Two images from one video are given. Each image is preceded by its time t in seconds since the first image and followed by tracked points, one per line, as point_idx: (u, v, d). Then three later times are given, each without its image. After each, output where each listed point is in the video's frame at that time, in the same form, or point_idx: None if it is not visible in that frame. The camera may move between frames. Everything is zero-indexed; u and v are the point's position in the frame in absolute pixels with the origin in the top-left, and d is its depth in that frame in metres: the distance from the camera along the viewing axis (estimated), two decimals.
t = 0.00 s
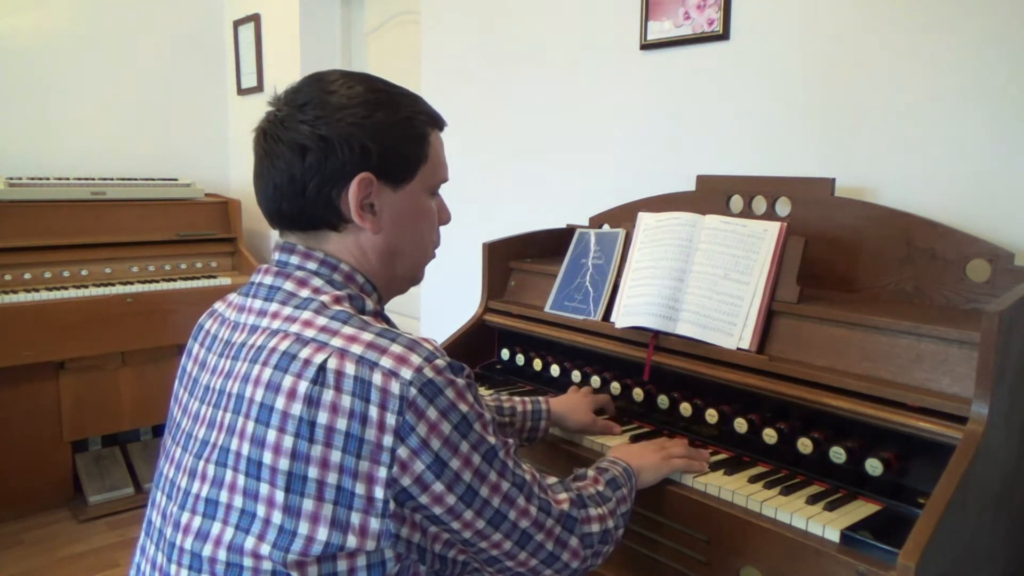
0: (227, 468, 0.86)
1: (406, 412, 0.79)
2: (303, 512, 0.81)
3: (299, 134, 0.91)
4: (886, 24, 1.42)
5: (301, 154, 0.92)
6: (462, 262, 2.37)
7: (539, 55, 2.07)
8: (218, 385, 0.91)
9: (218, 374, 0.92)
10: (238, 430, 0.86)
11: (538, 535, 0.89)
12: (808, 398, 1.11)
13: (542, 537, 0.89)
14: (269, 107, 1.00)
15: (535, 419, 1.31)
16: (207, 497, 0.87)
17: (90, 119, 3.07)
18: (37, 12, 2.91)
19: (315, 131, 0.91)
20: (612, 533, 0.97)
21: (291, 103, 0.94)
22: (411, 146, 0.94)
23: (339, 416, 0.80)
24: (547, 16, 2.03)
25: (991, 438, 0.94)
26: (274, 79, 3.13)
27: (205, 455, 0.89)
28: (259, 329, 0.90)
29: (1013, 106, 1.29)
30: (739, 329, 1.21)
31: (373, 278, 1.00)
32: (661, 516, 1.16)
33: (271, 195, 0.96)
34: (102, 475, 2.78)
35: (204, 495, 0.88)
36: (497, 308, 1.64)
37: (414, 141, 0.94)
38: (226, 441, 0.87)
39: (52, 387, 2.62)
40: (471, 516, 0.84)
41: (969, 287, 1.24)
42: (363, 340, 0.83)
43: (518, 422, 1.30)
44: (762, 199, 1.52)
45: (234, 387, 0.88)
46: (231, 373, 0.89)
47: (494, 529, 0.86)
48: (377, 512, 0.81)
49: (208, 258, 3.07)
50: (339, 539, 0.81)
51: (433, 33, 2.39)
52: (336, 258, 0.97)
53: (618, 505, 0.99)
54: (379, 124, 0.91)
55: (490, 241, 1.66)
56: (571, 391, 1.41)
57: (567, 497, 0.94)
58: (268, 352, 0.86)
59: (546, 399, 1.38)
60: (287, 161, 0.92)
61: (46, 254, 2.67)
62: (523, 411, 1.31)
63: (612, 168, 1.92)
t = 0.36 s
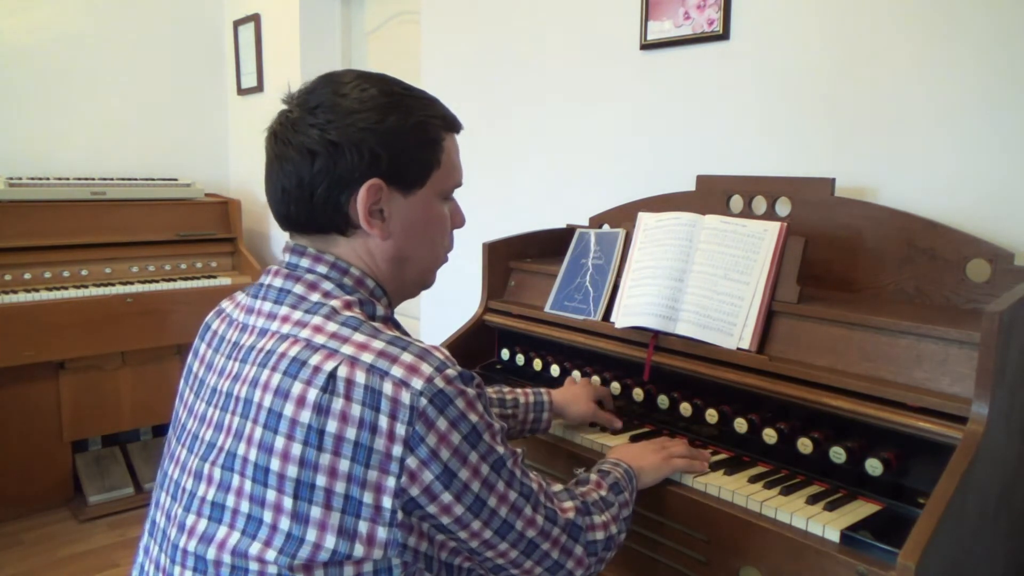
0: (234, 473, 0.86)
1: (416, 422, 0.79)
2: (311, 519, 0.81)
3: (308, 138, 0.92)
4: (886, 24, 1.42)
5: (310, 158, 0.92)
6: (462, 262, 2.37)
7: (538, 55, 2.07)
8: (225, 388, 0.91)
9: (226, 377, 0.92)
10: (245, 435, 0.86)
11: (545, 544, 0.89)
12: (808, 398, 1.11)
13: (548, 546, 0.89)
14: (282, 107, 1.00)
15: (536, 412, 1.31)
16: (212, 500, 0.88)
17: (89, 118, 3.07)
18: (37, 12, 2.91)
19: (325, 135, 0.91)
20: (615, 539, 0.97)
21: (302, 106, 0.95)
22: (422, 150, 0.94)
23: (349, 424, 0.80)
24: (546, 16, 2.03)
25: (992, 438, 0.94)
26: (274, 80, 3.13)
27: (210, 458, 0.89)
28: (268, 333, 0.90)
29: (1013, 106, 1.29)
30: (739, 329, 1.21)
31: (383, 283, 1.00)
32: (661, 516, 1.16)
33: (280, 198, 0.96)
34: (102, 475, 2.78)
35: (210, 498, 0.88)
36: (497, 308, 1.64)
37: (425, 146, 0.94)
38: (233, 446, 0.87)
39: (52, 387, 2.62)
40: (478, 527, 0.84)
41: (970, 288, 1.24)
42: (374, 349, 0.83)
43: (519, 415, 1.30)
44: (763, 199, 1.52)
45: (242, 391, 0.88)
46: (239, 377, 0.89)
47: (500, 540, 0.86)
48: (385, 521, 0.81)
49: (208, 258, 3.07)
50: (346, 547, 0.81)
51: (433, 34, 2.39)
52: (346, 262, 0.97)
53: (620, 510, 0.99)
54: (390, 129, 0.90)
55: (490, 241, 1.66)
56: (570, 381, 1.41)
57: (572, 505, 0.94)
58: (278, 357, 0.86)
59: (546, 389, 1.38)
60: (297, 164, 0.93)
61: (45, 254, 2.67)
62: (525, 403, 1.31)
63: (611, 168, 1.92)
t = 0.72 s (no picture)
0: (237, 469, 0.86)
1: (420, 419, 0.80)
2: (313, 516, 0.81)
3: (304, 138, 0.92)
4: (885, 24, 1.42)
5: (306, 158, 0.92)
6: (462, 262, 2.37)
7: (538, 55, 2.07)
8: (230, 386, 0.91)
9: (231, 375, 0.92)
10: (249, 431, 0.86)
11: (558, 549, 0.88)
12: (808, 398, 1.11)
13: (561, 551, 0.88)
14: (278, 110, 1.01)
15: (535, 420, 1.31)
16: (216, 498, 0.87)
17: (90, 119, 3.07)
18: (37, 11, 2.91)
19: (320, 135, 0.91)
20: (638, 543, 0.96)
21: (297, 107, 0.95)
22: (417, 148, 0.94)
23: (353, 420, 0.80)
24: (546, 16, 2.03)
25: (992, 437, 0.94)
26: (274, 80, 3.13)
27: (214, 456, 0.89)
28: (273, 331, 0.90)
29: (1013, 106, 1.29)
30: (739, 330, 1.21)
31: (385, 282, 1.00)
32: (661, 516, 1.15)
33: (278, 199, 0.96)
34: (102, 475, 2.77)
35: (213, 496, 0.87)
36: (497, 308, 1.64)
37: (419, 144, 0.94)
38: (237, 443, 0.86)
39: (52, 387, 2.62)
40: (483, 528, 0.83)
41: (970, 288, 1.24)
42: (379, 346, 0.83)
43: (518, 422, 1.30)
44: (763, 199, 1.52)
45: (248, 388, 0.88)
46: (244, 375, 0.89)
47: (507, 543, 0.85)
48: (387, 517, 0.81)
49: (208, 258, 3.07)
50: (349, 544, 0.81)
51: (433, 34, 2.40)
52: (348, 261, 0.97)
53: (643, 513, 0.98)
54: (385, 128, 0.90)
55: (490, 241, 1.66)
56: (570, 390, 1.42)
57: (588, 510, 0.93)
58: (283, 354, 0.86)
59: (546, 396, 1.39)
60: (293, 165, 0.93)
61: (46, 254, 2.67)
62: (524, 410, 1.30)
63: (611, 168, 1.92)
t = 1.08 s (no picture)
0: (228, 466, 0.86)
1: (401, 411, 0.79)
2: (295, 511, 0.80)
3: (293, 135, 0.92)
4: (885, 24, 1.42)
5: (295, 154, 0.92)
6: (461, 262, 2.37)
7: (538, 55, 2.07)
8: (221, 384, 0.91)
9: (222, 373, 0.92)
10: (238, 427, 0.86)
11: (555, 560, 0.84)
12: (808, 398, 1.11)
13: (560, 564, 0.84)
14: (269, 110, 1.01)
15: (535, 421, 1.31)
16: (208, 495, 0.87)
17: (89, 119, 3.07)
18: (37, 11, 2.91)
19: (309, 132, 0.91)
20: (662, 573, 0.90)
21: (286, 106, 0.95)
22: (405, 144, 0.94)
23: (336, 414, 0.80)
24: (546, 16, 2.03)
25: (992, 437, 0.94)
26: (274, 80, 3.13)
27: (207, 454, 0.89)
28: (262, 328, 0.90)
29: (1012, 106, 1.29)
30: (739, 329, 1.21)
31: (375, 277, 0.99)
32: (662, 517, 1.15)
33: (268, 197, 0.96)
34: (102, 475, 2.78)
35: (205, 493, 0.88)
36: (497, 308, 1.64)
37: (408, 140, 0.94)
38: (227, 439, 0.87)
39: (52, 387, 2.62)
40: (470, 529, 0.81)
41: (970, 287, 1.24)
42: (362, 340, 0.83)
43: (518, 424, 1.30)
44: (762, 199, 1.52)
45: (238, 385, 0.88)
46: (235, 372, 0.89)
47: (498, 546, 0.82)
48: (370, 512, 0.80)
49: (208, 258, 3.07)
50: (332, 539, 0.81)
51: (433, 34, 2.40)
52: (338, 257, 0.97)
53: (678, 545, 0.92)
54: (373, 123, 0.91)
55: (490, 241, 1.66)
56: (570, 391, 1.42)
57: (593, 524, 0.87)
58: (271, 350, 0.86)
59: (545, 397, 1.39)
60: (282, 161, 0.93)
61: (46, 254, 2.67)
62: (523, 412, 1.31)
63: (610, 168, 1.92)
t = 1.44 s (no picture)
0: (222, 469, 0.86)
1: (395, 415, 0.79)
2: (289, 516, 0.80)
3: (278, 135, 0.92)
4: (886, 24, 1.42)
5: (282, 154, 0.92)
6: (461, 262, 2.38)
7: (538, 55, 2.07)
8: (215, 386, 0.91)
9: (216, 375, 0.92)
10: (232, 430, 0.85)
11: (554, 563, 0.84)
12: (809, 399, 1.10)
13: (559, 566, 0.84)
14: (249, 113, 1.01)
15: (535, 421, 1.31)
16: (202, 498, 0.87)
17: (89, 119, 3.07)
18: (38, 12, 2.91)
19: (293, 131, 0.91)
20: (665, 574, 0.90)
21: (267, 107, 0.95)
22: (391, 137, 0.94)
23: (329, 418, 0.80)
24: (546, 16, 2.03)
25: (992, 437, 0.94)
26: (274, 80, 3.13)
27: (201, 456, 0.89)
28: (255, 330, 0.90)
29: (1013, 106, 1.29)
30: (739, 330, 1.21)
31: (368, 274, 0.99)
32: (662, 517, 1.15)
33: (257, 199, 0.96)
34: (102, 475, 2.78)
35: (200, 496, 0.88)
36: (497, 308, 1.64)
37: (393, 133, 0.94)
38: (221, 442, 0.86)
39: (52, 387, 2.62)
40: (467, 532, 0.81)
41: (970, 287, 1.24)
42: (355, 343, 0.83)
43: (518, 424, 1.30)
44: (762, 199, 1.52)
45: (231, 388, 0.87)
46: (228, 375, 0.89)
47: (496, 549, 0.82)
48: (365, 515, 0.80)
49: (208, 258, 3.07)
50: (327, 543, 0.81)
51: (433, 34, 2.40)
52: (330, 256, 0.97)
53: (684, 547, 0.92)
54: (357, 118, 0.91)
55: (490, 241, 1.66)
56: (570, 390, 1.42)
57: (594, 525, 0.87)
58: (264, 352, 0.86)
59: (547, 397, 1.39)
60: (269, 162, 0.92)
61: (46, 254, 2.67)
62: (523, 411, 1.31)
63: (610, 168, 1.92)
